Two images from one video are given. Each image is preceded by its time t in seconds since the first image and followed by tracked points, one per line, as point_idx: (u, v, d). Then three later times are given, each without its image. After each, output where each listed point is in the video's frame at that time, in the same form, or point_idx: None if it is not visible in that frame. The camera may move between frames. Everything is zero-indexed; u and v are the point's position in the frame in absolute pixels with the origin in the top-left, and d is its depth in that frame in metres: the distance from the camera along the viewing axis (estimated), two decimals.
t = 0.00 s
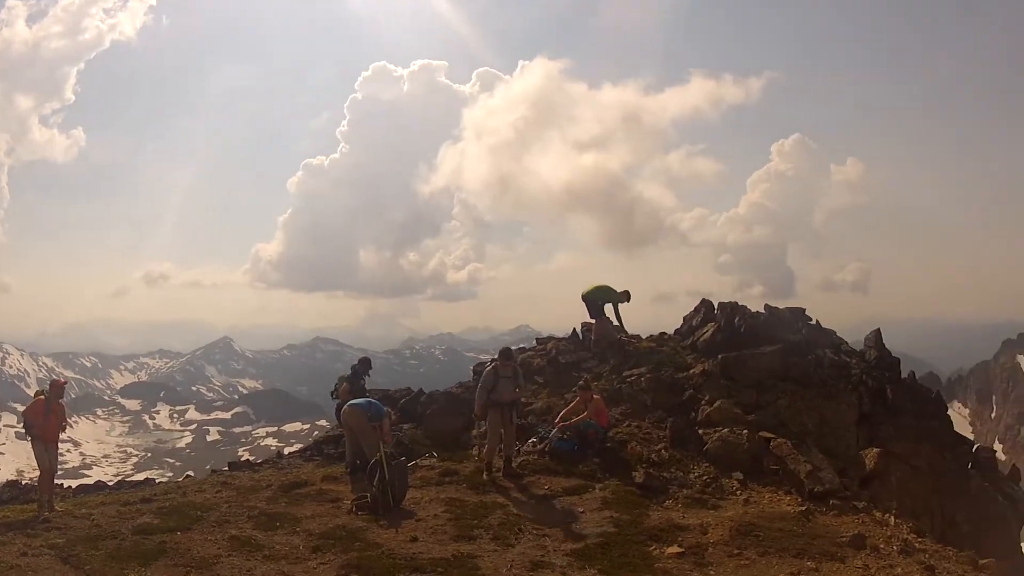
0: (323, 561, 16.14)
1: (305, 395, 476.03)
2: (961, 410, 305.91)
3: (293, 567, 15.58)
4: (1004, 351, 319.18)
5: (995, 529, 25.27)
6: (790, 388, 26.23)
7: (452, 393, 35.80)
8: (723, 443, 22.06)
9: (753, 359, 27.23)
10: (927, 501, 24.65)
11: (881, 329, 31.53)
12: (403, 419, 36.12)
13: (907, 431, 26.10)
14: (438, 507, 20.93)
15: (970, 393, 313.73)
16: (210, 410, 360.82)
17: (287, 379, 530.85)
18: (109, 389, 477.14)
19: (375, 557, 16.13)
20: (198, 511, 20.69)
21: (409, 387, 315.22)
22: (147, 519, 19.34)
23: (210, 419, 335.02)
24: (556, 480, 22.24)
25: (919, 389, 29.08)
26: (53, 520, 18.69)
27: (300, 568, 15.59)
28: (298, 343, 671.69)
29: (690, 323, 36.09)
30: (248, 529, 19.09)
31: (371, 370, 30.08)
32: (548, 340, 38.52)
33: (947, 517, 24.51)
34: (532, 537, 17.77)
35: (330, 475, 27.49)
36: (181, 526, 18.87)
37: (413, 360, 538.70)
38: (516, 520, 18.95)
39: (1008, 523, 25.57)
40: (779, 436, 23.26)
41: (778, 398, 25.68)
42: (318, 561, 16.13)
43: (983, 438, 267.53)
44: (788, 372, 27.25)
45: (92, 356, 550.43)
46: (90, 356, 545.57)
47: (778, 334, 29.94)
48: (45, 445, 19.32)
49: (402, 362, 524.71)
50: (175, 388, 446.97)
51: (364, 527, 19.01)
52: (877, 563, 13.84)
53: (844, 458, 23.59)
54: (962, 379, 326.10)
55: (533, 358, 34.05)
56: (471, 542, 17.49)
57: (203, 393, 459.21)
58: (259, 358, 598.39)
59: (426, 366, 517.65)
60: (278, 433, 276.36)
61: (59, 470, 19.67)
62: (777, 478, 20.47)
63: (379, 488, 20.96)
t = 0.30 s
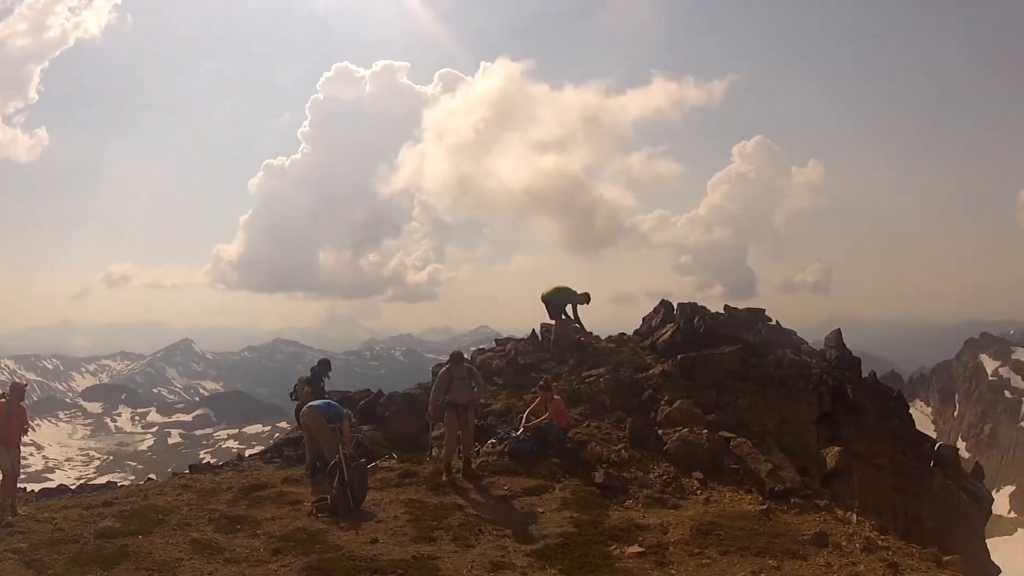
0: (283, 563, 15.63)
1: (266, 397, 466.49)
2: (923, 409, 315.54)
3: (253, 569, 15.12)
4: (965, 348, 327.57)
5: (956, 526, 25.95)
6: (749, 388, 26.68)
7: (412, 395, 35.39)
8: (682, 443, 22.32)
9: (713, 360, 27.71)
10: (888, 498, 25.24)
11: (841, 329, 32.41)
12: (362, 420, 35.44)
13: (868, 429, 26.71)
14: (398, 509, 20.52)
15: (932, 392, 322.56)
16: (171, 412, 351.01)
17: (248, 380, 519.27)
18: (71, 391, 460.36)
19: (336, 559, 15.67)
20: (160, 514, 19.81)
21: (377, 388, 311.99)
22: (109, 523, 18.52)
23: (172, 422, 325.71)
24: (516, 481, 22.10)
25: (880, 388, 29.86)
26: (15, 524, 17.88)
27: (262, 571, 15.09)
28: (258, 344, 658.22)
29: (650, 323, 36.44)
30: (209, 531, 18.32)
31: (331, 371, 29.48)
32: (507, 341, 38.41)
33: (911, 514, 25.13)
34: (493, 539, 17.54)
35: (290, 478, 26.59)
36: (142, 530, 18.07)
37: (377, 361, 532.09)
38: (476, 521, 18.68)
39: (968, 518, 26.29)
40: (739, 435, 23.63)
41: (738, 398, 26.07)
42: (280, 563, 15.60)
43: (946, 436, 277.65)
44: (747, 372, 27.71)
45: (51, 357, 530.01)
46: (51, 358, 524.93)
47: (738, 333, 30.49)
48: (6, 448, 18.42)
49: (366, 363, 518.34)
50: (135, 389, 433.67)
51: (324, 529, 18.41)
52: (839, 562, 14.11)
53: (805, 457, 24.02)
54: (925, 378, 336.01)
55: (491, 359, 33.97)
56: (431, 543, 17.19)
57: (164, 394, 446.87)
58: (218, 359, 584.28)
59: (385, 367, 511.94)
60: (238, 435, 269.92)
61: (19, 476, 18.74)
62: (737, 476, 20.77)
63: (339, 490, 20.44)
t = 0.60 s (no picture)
0: (230, 562, 14.98)
1: (212, 395, 453.39)
2: (873, 412, 319.49)
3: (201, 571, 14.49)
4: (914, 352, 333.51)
5: (901, 527, 26.63)
6: (696, 391, 27.12)
7: (357, 395, 34.85)
8: (628, 444, 22.65)
9: (657, 362, 28.19)
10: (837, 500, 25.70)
11: (789, 334, 33.43)
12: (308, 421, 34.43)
13: (814, 431, 27.31)
14: (344, 509, 19.74)
15: (881, 395, 329.15)
16: (121, 409, 338.87)
17: (196, 378, 504.52)
18: (20, 387, 438.76)
19: (283, 558, 15.05)
20: (107, 513, 18.89)
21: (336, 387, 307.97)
22: (55, 521, 17.63)
23: (121, 419, 314.20)
24: (461, 482, 21.69)
25: (826, 392, 30.65)
26: None
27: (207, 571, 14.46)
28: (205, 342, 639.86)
29: (598, 324, 36.72)
30: (158, 530, 17.46)
31: (278, 370, 28.66)
32: (451, 341, 38.08)
33: (859, 515, 25.86)
34: (443, 539, 17.01)
35: (238, 477, 25.00)
36: (89, 528, 17.22)
37: (329, 360, 522.72)
38: (423, 522, 18.14)
39: (915, 519, 26.90)
40: (686, 437, 24.00)
41: (685, 400, 26.52)
42: (227, 563, 14.94)
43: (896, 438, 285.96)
44: (694, 375, 28.18)
45: None
46: None
47: (684, 337, 31.03)
48: None
49: (314, 362, 510.77)
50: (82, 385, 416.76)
51: (272, 529, 17.57)
52: (785, 562, 14.42)
53: (751, 459, 24.42)
54: (874, 381, 344.16)
55: (437, 359, 33.72)
56: (378, 543, 16.63)
57: (112, 391, 430.73)
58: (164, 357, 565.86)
59: (329, 365, 504.30)
60: (188, 433, 261.57)
61: None
62: (683, 478, 21.07)
63: (284, 490, 19.50)
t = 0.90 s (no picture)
0: (191, 571, 14.58)
1: (176, 401, 444.63)
2: (835, 414, 327.68)
3: None
4: (876, 356, 339.80)
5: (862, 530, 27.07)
6: (654, 395, 27.45)
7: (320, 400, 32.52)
8: (588, 449, 22.90)
9: (616, 366, 28.53)
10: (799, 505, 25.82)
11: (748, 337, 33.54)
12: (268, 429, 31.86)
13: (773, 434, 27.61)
14: (303, 513, 19.06)
15: (842, 399, 334.48)
16: (82, 416, 330.67)
17: (160, 384, 495.21)
18: None
19: (242, 565, 14.64)
20: (68, 521, 18.37)
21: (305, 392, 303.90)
22: (16, 529, 17.19)
23: (83, 426, 307.08)
24: (421, 486, 21.23)
25: (788, 396, 31.08)
26: None
27: None
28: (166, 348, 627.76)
29: (555, 330, 36.90)
30: (118, 538, 17.03)
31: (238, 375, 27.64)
32: (408, 348, 37.73)
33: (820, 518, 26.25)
34: (403, 543, 16.50)
35: (198, 483, 23.85)
36: (51, 536, 16.76)
37: (290, 366, 515.38)
38: (382, 527, 17.61)
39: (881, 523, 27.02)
40: (644, 441, 24.23)
41: (644, 405, 26.80)
42: (188, 571, 14.53)
43: (861, 440, 294.49)
44: (652, 380, 28.56)
45: None
46: None
47: (643, 341, 31.37)
48: None
49: (274, 368, 504.80)
50: (42, 392, 405.09)
51: (231, 535, 17.02)
52: (748, 565, 14.56)
53: (713, 462, 24.60)
54: (835, 385, 351.36)
55: (396, 365, 33.46)
56: (338, 547, 16.09)
57: (74, 398, 419.45)
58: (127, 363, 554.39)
59: (290, 372, 498.48)
60: (151, 440, 256.68)
61: None
62: (644, 482, 21.18)
63: (244, 497, 18.72)
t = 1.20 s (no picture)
0: (154, 568, 14.31)
1: (140, 397, 436.61)
2: (796, 415, 335.14)
3: None
4: (839, 357, 343.27)
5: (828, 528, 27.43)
6: (615, 393, 27.67)
7: (286, 395, 29.89)
8: (549, 447, 23.02)
9: (577, 365, 28.75)
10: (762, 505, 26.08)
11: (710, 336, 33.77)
12: (226, 424, 29.18)
13: (735, 434, 27.87)
14: (265, 510, 18.59)
15: (804, 400, 338.20)
16: (45, 412, 324.04)
17: (124, 380, 487.03)
18: None
19: (202, 563, 14.39)
20: (30, 516, 17.96)
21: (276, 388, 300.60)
22: None
23: (46, 422, 301.71)
24: (382, 483, 20.92)
25: (750, 395, 31.49)
26: None
27: None
28: (131, 343, 616.96)
29: (516, 328, 37.04)
30: (79, 535, 16.67)
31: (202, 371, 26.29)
32: (370, 346, 37.41)
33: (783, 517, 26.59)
34: (366, 541, 16.21)
35: (161, 478, 23.31)
36: (15, 532, 16.40)
37: (252, 362, 509.94)
38: (345, 524, 17.28)
39: (843, 521, 27.30)
40: (605, 440, 24.41)
41: (605, 403, 27.04)
42: (149, 567, 14.31)
43: (822, 440, 300.40)
44: (614, 378, 28.82)
45: None
46: None
47: (604, 339, 31.70)
48: None
49: (236, 363, 499.32)
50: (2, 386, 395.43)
51: (192, 532, 16.67)
52: (709, 563, 14.75)
53: (674, 462, 24.84)
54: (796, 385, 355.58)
55: (356, 361, 33.23)
56: (299, 545, 15.79)
57: (37, 393, 409.90)
58: (92, 359, 544.52)
59: (253, 369, 493.07)
60: (116, 434, 252.95)
61: None
62: (603, 481, 21.38)
63: (205, 492, 18.11)
